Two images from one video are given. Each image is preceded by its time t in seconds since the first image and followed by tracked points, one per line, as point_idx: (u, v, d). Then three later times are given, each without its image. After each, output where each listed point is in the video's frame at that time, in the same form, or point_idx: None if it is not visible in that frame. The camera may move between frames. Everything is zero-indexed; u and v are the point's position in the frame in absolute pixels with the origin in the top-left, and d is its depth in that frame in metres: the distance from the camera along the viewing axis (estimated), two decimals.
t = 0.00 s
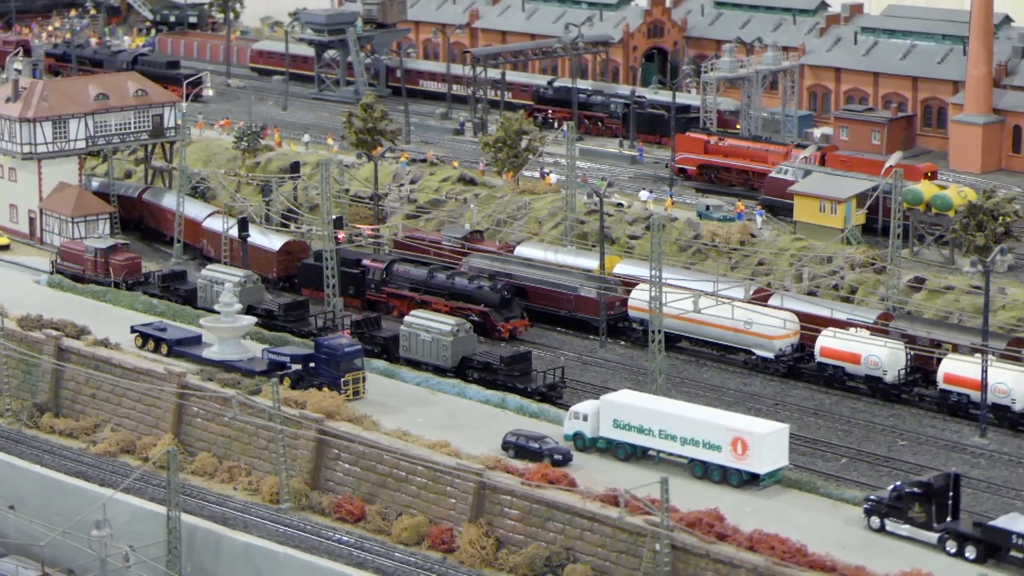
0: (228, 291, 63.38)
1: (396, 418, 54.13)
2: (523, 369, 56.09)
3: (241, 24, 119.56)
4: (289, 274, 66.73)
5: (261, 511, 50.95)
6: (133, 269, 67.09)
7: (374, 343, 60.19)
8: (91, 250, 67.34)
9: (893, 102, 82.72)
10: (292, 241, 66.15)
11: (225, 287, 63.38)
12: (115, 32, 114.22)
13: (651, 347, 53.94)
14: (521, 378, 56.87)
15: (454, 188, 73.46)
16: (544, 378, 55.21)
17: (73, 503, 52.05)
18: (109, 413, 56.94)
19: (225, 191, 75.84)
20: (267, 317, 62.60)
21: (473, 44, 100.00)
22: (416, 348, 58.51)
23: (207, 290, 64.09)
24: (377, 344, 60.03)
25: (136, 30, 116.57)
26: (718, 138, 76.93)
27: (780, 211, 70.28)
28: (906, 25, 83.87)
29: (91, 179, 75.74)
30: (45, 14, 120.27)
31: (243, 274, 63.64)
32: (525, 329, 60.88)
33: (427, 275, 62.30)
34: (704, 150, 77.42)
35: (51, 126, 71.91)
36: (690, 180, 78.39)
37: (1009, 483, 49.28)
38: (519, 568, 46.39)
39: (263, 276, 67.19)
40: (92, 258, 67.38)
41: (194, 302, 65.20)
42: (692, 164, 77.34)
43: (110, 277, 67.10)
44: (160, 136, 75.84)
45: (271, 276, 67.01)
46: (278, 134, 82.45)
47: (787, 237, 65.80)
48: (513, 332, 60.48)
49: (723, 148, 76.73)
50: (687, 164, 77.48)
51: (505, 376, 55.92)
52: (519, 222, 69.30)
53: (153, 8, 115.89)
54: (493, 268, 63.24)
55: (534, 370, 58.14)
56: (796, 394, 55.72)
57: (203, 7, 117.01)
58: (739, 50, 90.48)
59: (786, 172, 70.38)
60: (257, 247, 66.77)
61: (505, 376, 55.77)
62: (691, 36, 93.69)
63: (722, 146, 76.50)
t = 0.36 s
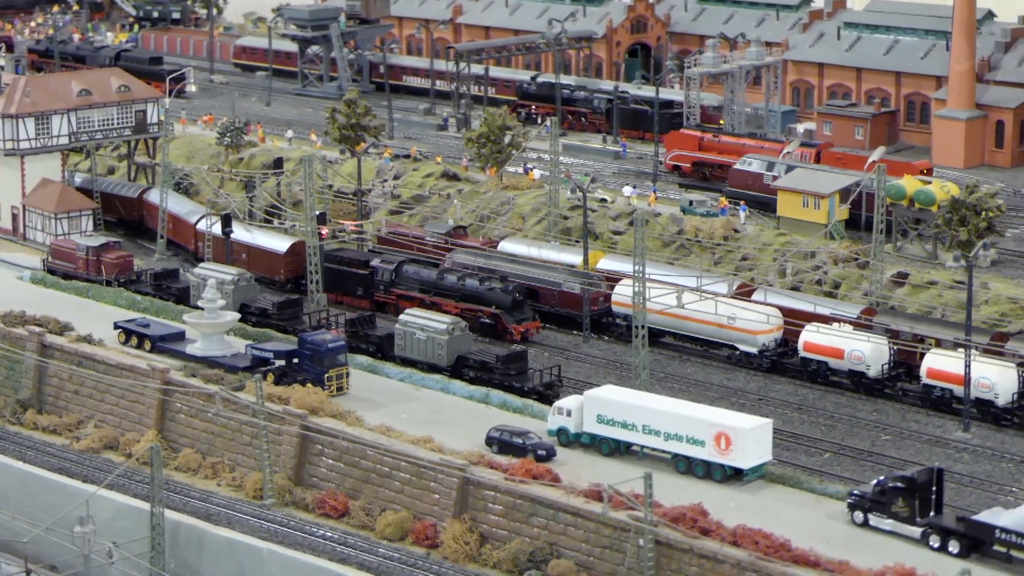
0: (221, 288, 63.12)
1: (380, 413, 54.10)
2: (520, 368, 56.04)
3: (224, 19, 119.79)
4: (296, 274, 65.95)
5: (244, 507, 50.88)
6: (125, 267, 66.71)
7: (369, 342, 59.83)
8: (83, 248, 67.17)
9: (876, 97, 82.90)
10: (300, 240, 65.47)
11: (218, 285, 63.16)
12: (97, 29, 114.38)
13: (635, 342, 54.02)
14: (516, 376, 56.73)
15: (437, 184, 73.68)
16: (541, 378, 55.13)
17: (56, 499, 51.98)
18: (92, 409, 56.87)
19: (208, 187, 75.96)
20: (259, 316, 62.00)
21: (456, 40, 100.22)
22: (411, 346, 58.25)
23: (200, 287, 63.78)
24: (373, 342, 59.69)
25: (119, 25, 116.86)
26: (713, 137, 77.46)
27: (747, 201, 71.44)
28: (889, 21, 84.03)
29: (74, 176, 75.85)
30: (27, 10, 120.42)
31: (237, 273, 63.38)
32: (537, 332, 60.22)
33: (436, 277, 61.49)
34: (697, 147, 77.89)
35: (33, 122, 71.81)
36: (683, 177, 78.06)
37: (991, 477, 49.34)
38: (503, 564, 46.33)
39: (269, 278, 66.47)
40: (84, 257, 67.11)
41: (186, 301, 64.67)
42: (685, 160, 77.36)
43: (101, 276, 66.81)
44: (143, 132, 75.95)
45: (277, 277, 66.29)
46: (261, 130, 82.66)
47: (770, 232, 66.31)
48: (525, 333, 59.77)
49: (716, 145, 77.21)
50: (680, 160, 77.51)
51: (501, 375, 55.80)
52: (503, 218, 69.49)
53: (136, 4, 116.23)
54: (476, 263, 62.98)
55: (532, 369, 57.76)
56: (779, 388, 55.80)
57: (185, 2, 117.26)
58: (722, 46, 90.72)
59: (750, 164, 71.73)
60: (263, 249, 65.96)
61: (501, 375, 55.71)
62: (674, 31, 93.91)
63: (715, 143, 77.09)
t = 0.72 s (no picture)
0: (214, 288, 62.48)
1: (363, 411, 54.09)
2: (517, 368, 55.66)
3: (208, 17, 119.97)
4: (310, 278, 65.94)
5: (228, 504, 50.81)
6: (118, 266, 66.22)
7: (364, 342, 59.48)
8: (76, 247, 66.62)
9: (859, 93, 83.04)
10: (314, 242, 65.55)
11: (213, 285, 62.39)
12: (81, 26, 114.60)
13: (619, 340, 53.91)
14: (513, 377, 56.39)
15: (421, 181, 73.85)
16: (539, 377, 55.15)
17: (40, 497, 51.91)
18: (76, 406, 56.81)
19: (192, 184, 76.04)
20: (255, 315, 61.82)
21: (440, 36, 100.38)
22: (406, 347, 57.90)
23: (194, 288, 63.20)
24: (368, 343, 59.33)
25: (103, 23, 117.15)
26: (708, 135, 76.77)
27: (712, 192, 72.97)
28: (873, 17, 84.18)
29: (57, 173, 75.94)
30: (10, 7, 120.58)
31: (230, 272, 62.58)
32: (552, 336, 59.49)
33: (450, 280, 61.11)
34: (694, 145, 77.35)
35: (17, 119, 71.99)
36: (678, 176, 77.77)
37: (974, 473, 49.40)
38: (487, 561, 46.30)
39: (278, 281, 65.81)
40: (76, 256, 66.59)
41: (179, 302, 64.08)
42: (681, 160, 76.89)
43: (94, 275, 66.27)
44: (127, 129, 75.95)
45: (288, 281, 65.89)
46: (245, 127, 82.80)
47: (754, 229, 66.59)
48: (541, 337, 59.03)
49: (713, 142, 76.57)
50: (675, 158, 77.20)
51: (498, 376, 55.38)
52: (487, 215, 69.64)
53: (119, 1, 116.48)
54: (461, 260, 63.19)
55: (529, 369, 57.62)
56: (764, 385, 55.88)
57: None
58: (706, 42, 90.89)
59: (715, 156, 73.48)
60: (272, 250, 65.18)
61: (498, 376, 55.34)
62: (658, 28, 94.52)
63: (711, 141, 76.27)
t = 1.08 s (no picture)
0: (210, 288, 62.46)
1: (349, 408, 54.05)
2: (516, 368, 55.41)
3: (194, 14, 120.10)
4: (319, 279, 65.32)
5: (214, 502, 50.70)
6: (113, 267, 65.98)
7: (361, 342, 59.35)
8: (69, 247, 66.53)
9: (845, 90, 83.12)
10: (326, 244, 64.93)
11: (208, 286, 62.42)
12: (66, 24, 114.79)
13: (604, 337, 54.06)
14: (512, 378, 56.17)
15: (407, 178, 74.01)
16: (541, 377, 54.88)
17: (26, 495, 51.83)
18: (61, 405, 56.74)
19: (178, 181, 76.10)
20: (251, 315, 61.67)
21: (426, 34, 100.55)
22: (404, 347, 57.70)
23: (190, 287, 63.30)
24: (365, 343, 59.20)
25: (88, 21, 117.38)
26: (705, 134, 75.86)
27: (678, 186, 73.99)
28: (858, 14, 84.28)
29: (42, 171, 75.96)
30: None
31: (226, 272, 62.59)
32: (570, 341, 58.96)
33: (466, 284, 60.46)
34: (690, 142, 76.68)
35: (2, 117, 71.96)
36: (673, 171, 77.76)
37: (960, 469, 49.44)
38: (473, 558, 46.23)
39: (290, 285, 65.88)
40: (70, 257, 66.56)
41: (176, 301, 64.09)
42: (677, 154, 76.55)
43: (88, 275, 66.20)
44: (112, 127, 75.92)
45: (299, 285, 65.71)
46: (230, 124, 82.90)
47: (739, 226, 66.77)
48: (558, 342, 58.52)
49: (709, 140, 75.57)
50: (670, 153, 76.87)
51: (497, 378, 55.23)
52: (472, 212, 69.74)
53: None
54: (447, 257, 63.34)
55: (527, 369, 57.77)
56: (749, 382, 55.98)
57: None
58: (692, 40, 91.03)
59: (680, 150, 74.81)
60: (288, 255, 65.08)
61: (497, 376, 55.21)
62: (644, 25, 94.08)
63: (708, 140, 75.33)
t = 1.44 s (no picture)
0: (208, 289, 62.60)
1: (337, 407, 54.04)
2: (517, 370, 55.22)
3: (181, 12, 120.16)
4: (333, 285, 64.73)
5: (201, 500, 50.65)
6: (109, 267, 65.97)
7: (360, 343, 59.30)
8: (65, 247, 66.41)
9: (832, 88, 83.35)
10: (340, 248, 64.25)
11: (206, 286, 62.59)
12: (53, 23, 114.94)
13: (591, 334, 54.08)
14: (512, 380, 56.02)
15: (393, 176, 74.16)
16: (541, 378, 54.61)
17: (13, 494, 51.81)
18: (48, 403, 56.70)
19: (165, 180, 76.16)
20: (248, 317, 61.79)
21: (413, 32, 100.60)
22: (403, 349, 57.60)
23: (187, 288, 63.40)
24: (365, 344, 59.14)
25: (75, 20, 117.56)
26: (704, 134, 74.92)
27: (643, 180, 74.96)
28: (844, 12, 84.36)
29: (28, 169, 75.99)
30: None
31: (223, 273, 62.74)
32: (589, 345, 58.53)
33: (484, 289, 59.80)
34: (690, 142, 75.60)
35: None
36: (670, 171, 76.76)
37: (947, 467, 49.47)
38: (461, 556, 46.22)
39: (303, 288, 65.31)
40: (65, 257, 66.41)
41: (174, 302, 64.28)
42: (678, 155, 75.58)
43: (85, 276, 66.10)
44: (99, 125, 75.90)
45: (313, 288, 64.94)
46: (217, 123, 82.95)
47: (726, 223, 66.94)
48: (578, 347, 58.12)
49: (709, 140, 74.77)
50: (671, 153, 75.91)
51: (498, 379, 55.05)
52: (459, 210, 69.87)
53: None
54: (433, 255, 63.43)
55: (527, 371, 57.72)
56: (736, 379, 56.06)
57: None
58: (678, 37, 91.14)
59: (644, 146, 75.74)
60: (303, 258, 64.47)
61: (498, 378, 55.02)
62: (631, 23, 94.47)
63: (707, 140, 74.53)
